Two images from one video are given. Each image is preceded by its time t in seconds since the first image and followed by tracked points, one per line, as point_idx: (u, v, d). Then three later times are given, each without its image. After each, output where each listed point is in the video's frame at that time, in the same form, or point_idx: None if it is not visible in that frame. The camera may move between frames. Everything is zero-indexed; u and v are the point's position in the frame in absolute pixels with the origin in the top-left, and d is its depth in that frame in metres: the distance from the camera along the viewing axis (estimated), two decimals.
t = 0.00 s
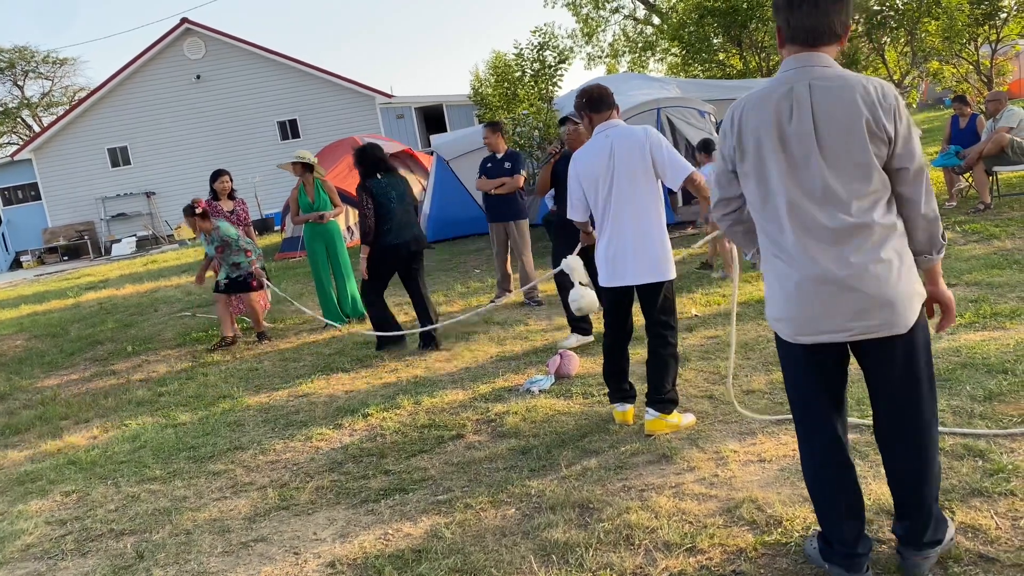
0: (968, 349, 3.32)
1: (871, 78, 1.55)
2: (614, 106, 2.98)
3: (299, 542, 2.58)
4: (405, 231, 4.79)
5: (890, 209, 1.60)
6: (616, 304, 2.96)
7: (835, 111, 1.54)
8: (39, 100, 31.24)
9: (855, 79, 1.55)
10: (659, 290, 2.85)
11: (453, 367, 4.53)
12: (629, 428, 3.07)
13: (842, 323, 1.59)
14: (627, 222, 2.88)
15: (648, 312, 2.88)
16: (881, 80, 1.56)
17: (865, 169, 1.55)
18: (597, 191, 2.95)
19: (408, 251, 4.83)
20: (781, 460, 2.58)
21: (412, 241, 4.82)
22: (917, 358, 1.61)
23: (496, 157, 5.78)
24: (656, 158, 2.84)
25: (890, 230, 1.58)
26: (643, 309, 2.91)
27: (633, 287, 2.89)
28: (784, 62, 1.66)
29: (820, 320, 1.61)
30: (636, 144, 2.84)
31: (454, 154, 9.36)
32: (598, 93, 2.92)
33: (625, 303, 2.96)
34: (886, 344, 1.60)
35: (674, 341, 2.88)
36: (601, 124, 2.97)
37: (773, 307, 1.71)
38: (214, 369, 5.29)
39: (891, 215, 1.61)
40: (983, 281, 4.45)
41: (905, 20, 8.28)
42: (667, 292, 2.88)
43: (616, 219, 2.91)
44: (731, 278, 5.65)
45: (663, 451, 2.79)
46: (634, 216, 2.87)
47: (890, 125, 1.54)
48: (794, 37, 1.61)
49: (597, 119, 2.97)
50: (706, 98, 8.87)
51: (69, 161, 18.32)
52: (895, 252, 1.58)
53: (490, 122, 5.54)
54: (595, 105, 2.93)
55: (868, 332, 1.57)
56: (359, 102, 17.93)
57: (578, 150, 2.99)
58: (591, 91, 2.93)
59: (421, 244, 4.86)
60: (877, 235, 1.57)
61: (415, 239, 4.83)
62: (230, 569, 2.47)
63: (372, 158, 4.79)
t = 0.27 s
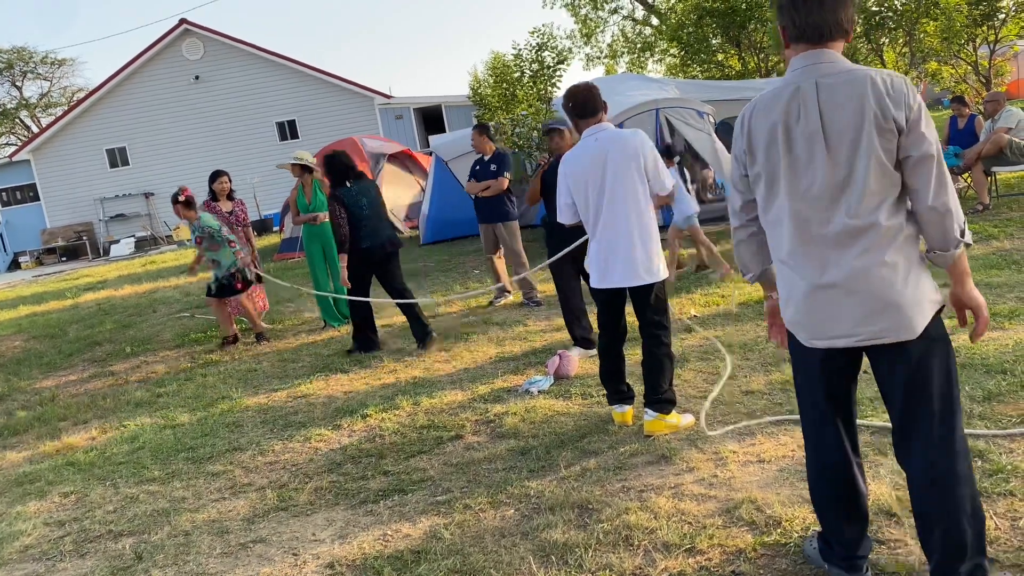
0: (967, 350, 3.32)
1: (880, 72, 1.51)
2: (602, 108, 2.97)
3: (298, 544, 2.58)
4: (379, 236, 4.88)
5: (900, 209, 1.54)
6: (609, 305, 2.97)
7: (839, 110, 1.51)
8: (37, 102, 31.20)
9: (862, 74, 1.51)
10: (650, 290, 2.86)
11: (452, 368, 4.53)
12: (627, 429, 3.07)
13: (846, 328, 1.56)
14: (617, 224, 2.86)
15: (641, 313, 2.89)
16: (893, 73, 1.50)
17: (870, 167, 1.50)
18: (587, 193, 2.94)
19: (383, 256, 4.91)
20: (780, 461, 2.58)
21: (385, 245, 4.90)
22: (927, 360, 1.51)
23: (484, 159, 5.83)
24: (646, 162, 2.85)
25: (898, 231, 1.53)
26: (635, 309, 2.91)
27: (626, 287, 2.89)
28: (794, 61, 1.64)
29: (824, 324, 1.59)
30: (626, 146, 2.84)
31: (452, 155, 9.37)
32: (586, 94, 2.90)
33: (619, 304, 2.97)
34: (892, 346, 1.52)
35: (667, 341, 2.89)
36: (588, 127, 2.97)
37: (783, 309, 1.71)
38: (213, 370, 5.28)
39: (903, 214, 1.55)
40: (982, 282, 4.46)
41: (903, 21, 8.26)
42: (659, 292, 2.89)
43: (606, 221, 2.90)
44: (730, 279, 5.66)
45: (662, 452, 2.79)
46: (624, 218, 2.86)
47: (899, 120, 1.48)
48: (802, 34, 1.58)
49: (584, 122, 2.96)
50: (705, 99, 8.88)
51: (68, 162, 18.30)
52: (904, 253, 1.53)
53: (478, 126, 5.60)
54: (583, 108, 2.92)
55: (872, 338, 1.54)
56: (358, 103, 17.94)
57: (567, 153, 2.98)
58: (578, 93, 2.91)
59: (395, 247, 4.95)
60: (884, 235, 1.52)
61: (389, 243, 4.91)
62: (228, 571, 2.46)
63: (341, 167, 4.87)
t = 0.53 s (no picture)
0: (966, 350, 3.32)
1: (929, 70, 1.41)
2: (599, 110, 2.98)
3: (296, 544, 2.57)
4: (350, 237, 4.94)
5: (943, 214, 1.45)
6: (607, 306, 2.97)
7: (879, 109, 1.44)
8: (36, 103, 31.17)
9: (908, 69, 1.42)
10: (647, 289, 2.86)
11: (450, 369, 4.52)
12: (625, 429, 3.06)
13: (875, 339, 1.51)
14: (616, 224, 2.87)
15: (638, 313, 2.89)
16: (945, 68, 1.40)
17: (908, 170, 1.42)
18: (585, 193, 2.92)
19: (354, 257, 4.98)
20: (779, 461, 2.58)
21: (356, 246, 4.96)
22: (959, 383, 1.44)
23: (478, 159, 5.82)
24: (643, 162, 2.89)
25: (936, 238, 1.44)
26: (633, 309, 2.91)
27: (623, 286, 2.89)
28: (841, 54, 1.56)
29: (855, 334, 1.54)
30: (624, 146, 2.86)
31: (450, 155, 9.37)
32: (582, 95, 2.90)
33: (616, 304, 2.97)
34: (917, 364, 1.47)
35: (664, 340, 2.90)
36: (583, 128, 2.96)
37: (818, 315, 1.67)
38: (211, 370, 5.27)
39: (946, 219, 1.46)
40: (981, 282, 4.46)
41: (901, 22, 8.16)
42: (655, 291, 2.89)
43: (604, 222, 2.89)
44: (729, 279, 5.66)
45: (661, 452, 2.79)
46: (623, 217, 2.86)
47: (944, 119, 1.39)
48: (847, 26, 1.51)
49: (579, 122, 2.96)
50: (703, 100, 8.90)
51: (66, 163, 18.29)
52: (942, 266, 1.45)
53: (472, 125, 5.60)
54: (580, 107, 2.91)
55: (902, 352, 1.48)
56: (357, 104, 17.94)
57: (563, 152, 2.96)
58: (575, 93, 2.91)
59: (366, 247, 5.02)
60: (920, 247, 1.45)
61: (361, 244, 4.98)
62: (226, 571, 2.46)
63: (314, 167, 4.84)
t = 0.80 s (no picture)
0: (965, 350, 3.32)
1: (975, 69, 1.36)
2: (598, 108, 2.97)
3: (295, 545, 2.57)
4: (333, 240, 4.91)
5: (991, 219, 1.40)
6: (606, 306, 2.97)
7: (921, 113, 1.43)
8: (34, 103, 31.13)
9: (952, 70, 1.39)
10: (647, 288, 2.85)
11: (449, 369, 4.51)
12: (625, 429, 3.06)
13: (920, 344, 1.51)
14: (618, 223, 2.87)
15: (637, 313, 2.88)
16: (997, 64, 1.34)
17: (946, 178, 1.40)
18: (586, 192, 2.91)
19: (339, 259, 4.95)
20: (778, 461, 2.58)
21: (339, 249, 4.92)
22: (1004, 395, 1.40)
23: (478, 159, 5.83)
24: (643, 161, 2.90)
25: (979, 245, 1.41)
26: (632, 309, 2.91)
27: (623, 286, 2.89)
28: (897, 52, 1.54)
29: (903, 338, 1.56)
30: (625, 145, 2.86)
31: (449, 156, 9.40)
32: (581, 95, 2.90)
33: (616, 304, 2.97)
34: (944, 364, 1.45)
35: (663, 340, 2.89)
36: (582, 128, 2.96)
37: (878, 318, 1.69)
38: (209, 371, 5.27)
39: (996, 225, 1.41)
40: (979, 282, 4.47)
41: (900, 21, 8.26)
42: (655, 291, 2.88)
43: (606, 221, 2.89)
44: (727, 280, 5.65)
45: (660, 453, 2.79)
46: (624, 217, 2.87)
47: (984, 128, 1.34)
48: (908, 17, 1.49)
49: (578, 122, 2.95)
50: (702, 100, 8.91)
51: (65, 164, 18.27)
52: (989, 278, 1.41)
53: (472, 125, 5.62)
54: (579, 107, 2.91)
55: (945, 361, 1.47)
56: (356, 105, 17.93)
57: (562, 153, 2.95)
58: (575, 92, 2.90)
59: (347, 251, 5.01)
60: (962, 259, 1.42)
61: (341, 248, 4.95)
62: (225, 572, 2.45)
63: (302, 169, 4.79)
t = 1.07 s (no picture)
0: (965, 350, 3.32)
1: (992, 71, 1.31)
2: (597, 109, 2.97)
3: (294, 546, 2.57)
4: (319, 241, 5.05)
5: (998, 225, 1.37)
6: (605, 307, 2.97)
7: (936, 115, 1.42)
8: (33, 103, 31.12)
9: (966, 70, 1.36)
10: (647, 289, 2.85)
11: (449, 370, 4.51)
12: (625, 430, 3.06)
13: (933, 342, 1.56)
14: (619, 224, 2.87)
15: (636, 313, 2.88)
16: (1010, 65, 1.29)
17: (945, 183, 1.40)
18: (586, 192, 2.90)
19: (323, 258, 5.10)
20: (778, 462, 2.58)
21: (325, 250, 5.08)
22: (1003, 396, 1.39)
23: (480, 160, 5.85)
24: (643, 161, 2.90)
25: (983, 251, 1.39)
26: (631, 309, 2.90)
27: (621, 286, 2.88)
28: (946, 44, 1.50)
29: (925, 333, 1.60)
30: (625, 145, 2.86)
31: (448, 156, 9.40)
32: (580, 95, 2.90)
33: (615, 305, 2.97)
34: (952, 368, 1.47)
35: (662, 340, 2.89)
36: (582, 128, 2.96)
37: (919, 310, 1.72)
38: (208, 372, 5.26)
39: (1003, 233, 1.37)
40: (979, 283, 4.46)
41: (900, 22, 8.25)
42: (655, 291, 2.87)
43: (607, 221, 2.89)
44: (727, 280, 5.64)
45: (660, 454, 2.78)
46: (624, 217, 2.87)
47: (989, 134, 1.31)
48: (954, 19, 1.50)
49: (578, 122, 2.95)
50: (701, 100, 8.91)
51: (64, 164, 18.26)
52: (986, 287, 1.40)
53: (477, 124, 5.65)
54: (579, 107, 2.91)
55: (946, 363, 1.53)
56: (355, 105, 17.92)
57: (562, 153, 2.95)
58: (575, 93, 2.90)
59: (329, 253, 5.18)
60: (963, 265, 1.42)
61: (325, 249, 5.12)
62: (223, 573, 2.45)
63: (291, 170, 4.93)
